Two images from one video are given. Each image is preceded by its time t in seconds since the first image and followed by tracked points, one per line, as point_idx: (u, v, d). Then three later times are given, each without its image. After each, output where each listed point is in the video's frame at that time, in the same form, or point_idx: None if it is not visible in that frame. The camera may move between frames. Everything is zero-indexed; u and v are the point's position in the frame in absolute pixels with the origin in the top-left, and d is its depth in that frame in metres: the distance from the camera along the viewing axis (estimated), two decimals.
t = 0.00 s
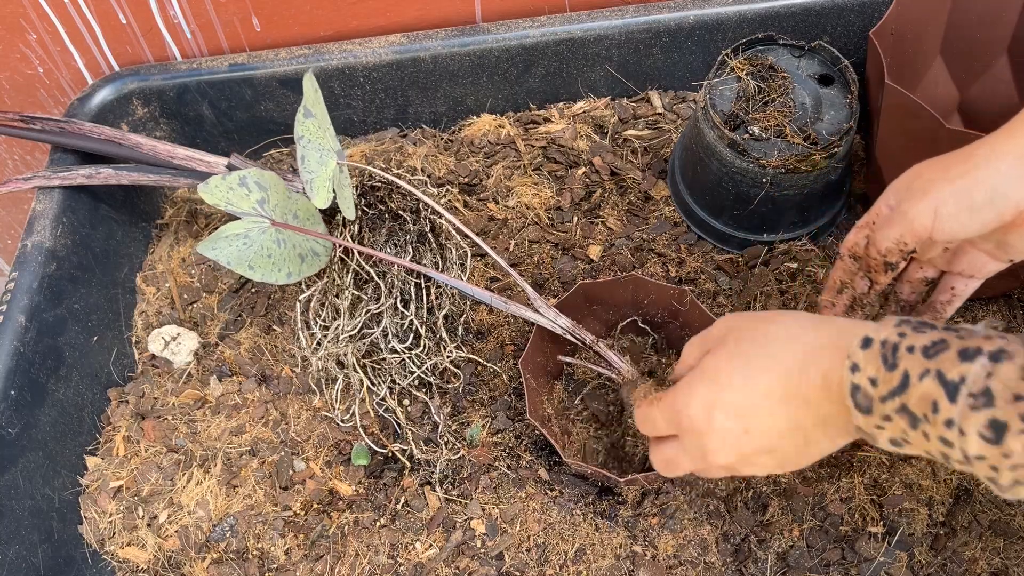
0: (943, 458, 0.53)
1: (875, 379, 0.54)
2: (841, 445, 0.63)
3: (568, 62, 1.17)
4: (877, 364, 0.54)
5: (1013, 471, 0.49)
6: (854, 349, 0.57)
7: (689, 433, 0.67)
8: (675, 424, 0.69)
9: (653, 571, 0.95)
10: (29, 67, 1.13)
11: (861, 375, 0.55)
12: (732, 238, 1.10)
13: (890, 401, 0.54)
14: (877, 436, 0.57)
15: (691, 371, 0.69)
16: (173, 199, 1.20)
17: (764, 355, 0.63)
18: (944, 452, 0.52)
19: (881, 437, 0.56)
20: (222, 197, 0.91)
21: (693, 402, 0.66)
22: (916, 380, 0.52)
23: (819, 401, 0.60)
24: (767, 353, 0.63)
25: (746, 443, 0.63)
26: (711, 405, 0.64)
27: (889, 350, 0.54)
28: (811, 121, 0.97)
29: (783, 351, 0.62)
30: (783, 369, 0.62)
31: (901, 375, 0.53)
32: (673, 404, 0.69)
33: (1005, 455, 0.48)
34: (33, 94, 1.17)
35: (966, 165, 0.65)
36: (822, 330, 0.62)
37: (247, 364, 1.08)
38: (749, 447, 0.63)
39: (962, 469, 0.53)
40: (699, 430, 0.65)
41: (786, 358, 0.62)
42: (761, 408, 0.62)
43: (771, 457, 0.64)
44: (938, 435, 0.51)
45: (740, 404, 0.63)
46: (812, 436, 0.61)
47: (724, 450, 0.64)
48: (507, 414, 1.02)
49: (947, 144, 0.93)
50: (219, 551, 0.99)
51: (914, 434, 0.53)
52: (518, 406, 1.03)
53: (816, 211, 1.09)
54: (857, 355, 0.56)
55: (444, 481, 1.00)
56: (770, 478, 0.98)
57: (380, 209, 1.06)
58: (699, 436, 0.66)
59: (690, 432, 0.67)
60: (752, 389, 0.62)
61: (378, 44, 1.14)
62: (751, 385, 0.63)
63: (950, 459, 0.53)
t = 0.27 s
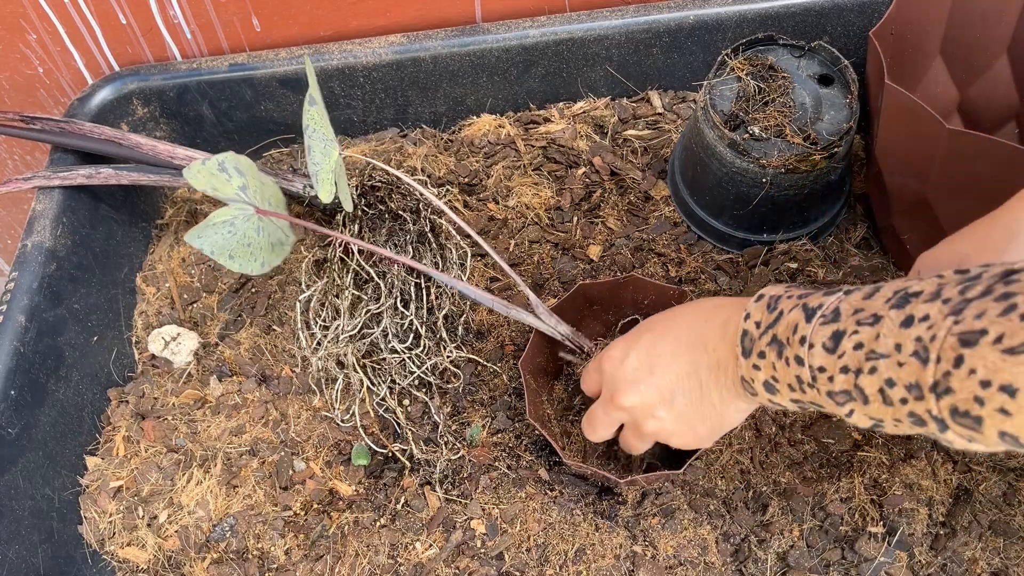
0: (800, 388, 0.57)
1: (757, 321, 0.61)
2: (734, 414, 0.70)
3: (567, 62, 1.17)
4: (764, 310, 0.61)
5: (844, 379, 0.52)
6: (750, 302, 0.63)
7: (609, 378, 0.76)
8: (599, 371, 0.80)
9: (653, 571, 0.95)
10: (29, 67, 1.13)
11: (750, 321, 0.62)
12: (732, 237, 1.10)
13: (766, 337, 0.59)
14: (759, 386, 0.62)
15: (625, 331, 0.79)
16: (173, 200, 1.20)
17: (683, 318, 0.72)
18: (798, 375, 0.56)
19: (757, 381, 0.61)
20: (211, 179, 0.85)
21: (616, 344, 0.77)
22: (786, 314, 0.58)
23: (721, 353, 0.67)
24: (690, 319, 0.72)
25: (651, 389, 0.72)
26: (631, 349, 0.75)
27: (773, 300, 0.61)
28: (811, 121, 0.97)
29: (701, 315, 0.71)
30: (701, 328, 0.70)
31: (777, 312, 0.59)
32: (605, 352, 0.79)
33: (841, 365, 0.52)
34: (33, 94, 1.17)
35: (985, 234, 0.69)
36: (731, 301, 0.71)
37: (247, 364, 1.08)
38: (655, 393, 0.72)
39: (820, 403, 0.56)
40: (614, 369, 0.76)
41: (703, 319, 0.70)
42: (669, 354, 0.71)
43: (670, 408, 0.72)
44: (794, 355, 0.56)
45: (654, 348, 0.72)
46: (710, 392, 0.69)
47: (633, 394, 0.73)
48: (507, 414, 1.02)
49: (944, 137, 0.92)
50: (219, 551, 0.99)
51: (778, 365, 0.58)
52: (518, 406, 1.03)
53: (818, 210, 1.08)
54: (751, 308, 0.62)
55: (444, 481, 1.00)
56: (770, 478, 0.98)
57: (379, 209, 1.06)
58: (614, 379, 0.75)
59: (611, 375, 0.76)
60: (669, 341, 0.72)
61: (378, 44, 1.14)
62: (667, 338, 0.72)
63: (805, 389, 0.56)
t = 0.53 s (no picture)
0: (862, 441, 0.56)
1: (801, 375, 0.61)
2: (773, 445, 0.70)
3: (567, 61, 1.17)
4: (804, 361, 0.61)
5: (911, 435, 0.51)
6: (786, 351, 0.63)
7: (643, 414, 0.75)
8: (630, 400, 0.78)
9: (653, 572, 0.95)
10: (29, 67, 1.13)
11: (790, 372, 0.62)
12: (732, 237, 1.10)
13: (816, 392, 0.59)
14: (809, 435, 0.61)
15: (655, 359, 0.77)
16: (173, 199, 1.20)
17: (716, 355, 0.71)
18: (857, 431, 0.55)
19: (812, 432, 0.60)
20: (271, 15, 0.49)
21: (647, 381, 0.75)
22: (833, 368, 0.57)
23: (759, 402, 0.66)
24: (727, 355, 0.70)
25: (688, 428, 0.72)
26: (663, 389, 0.72)
27: (812, 350, 0.60)
28: (812, 121, 0.97)
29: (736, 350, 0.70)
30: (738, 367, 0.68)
31: (822, 367, 0.59)
32: (636, 383, 0.77)
33: (904, 421, 0.51)
34: (33, 95, 1.17)
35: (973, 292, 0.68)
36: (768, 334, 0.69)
37: (246, 364, 1.08)
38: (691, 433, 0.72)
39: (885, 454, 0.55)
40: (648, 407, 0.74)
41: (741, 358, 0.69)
42: (705, 397, 0.70)
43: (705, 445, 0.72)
44: (851, 412, 0.55)
45: (690, 389, 0.71)
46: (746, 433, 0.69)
47: (667, 433, 0.73)
48: (507, 414, 1.02)
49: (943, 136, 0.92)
50: (218, 552, 0.99)
51: (833, 419, 0.57)
52: (518, 406, 1.03)
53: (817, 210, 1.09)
54: (788, 357, 0.63)
55: (444, 481, 1.00)
56: (770, 479, 0.98)
57: (379, 209, 1.05)
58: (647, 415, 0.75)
59: (644, 410, 0.75)
60: (705, 381, 0.70)
61: (378, 44, 1.14)
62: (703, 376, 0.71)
63: (866, 441, 0.56)
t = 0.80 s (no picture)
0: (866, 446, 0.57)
1: (810, 379, 0.62)
2: (778, 447, 0.72)
3: (567, 61, 1.17)
4: (812, 365, 0.62)
5: (920, 443, 0.52)
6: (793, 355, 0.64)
7: (647, 417, 0.75)
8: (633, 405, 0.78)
9: (653, 572, 0.95)
10: (28, 67, 1.13)
11: (799, 376, 0.63)
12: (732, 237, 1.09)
13: (823, 395, 0.60)
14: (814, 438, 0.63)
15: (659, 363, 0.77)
16: (171, 199, 1.19)
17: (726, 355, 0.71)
18: (865, 437, 0.56)
19: (818, 437, 0.62)
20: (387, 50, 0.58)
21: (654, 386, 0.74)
22: (841, 372, 0.58)
23: (771, 402, 0.68)
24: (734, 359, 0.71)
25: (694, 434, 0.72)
26: (669, 393, 0.73)
27: (821, 353, 0.61)
28: (812, 121, 0.97)
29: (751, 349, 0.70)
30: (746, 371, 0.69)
31: (831, 370, 0.59)
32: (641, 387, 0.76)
33: (912, 427, 0.52)
34: (32, 95, 1.16)
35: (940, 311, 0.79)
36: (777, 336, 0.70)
37: (246, 365, 1.08)
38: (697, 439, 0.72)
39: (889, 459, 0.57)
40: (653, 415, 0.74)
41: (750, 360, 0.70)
42: (715, 400, 0.70)
43: (710, 449, 0.73)
44: (858, 417, 0.56)
45: (697, 393, 0.71)
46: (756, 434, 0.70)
47: (672, 439, 0.73)
48: (507, 414, 1.02)
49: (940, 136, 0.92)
50: (218, 552, 0.98)
51: (840, 424, 0.58)
52: (518, 406, 1.03)
53: (818, 209, 1.07)
54: (796, 359, 0.64)
55: (444, 482, 1.00)
56: (771, 480, 0.98)
57: (379, 208, 1.04)
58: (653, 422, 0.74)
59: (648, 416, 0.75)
60: (713, 385, 0.71)
61: (378, 44, 1.14)
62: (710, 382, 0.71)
63: (873, 447, 0.56)
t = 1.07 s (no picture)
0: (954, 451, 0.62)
1: (891, 379, 0.64)
2: (821, 441, 0.75)
3: (568, 61, 1.16)
4: (894, 363, 0.64)
5: None
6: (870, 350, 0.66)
7: (697, 407, 0.76)
8: (677, 391, 0.78)
9: (654, 572, 0.95)
10: (27, 66, 1.12)
11: (878, 374, 0.65)
12: (734, 237, 1.11)
13: (908, 397, 0.63)
14: (890, 437, 0.67)
15: (706, 349, 0.77)
16: (170, 198, 1.19)
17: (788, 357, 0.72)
18: (959, 443, 0.61)
19: (895, 437, 0.66)
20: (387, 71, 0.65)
21: (705, 373, 0.75)
22: (932, 375, 0.61)
23: (834, 397, 0.70)
24: (795, 351, 0.72)
25: (745, 424, 0.74)
26: (724, 380, 0.73)
27: (904, 351, 0.64)
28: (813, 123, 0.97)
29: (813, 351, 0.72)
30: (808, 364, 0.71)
31: (918, 371, 0.62)
32: (688, 372, 0.76)
33: (1019, 442, 0.57)
34: (30, 94, 1.16)
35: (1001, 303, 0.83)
36: (839, 333, 0.73)
37: (245, 364, 1.07)
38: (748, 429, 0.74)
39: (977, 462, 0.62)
40: (705, 401, 0.74)
41: (814, 353, 0.71)
42: (774, 390, 0.72)
43: (757, 442, 0.75)
44: (954, 426, 0.60)
45: (755, 383, 0.72)
46: (808, 427, 0.72)
47: (722, 426, 0.74)
48: (508, 414, 1.02)
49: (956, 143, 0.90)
50: (217, 552, 0.98)
51: (927, 429, 0.62)
52: (520, 407, 1.02)
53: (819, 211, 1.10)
54: (874, 355, 0.66)
55: (445, 482, 1.00)
56: (772, 481, 0.98)
57: (380, 208, 1.03)
58: (703, 408, 0.75)
59: (698, 406, 0.75)
60: (774, 380, 0.72)
61: (379, 43, 1.14)
62: (770, 372, 0.72)
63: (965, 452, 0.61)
